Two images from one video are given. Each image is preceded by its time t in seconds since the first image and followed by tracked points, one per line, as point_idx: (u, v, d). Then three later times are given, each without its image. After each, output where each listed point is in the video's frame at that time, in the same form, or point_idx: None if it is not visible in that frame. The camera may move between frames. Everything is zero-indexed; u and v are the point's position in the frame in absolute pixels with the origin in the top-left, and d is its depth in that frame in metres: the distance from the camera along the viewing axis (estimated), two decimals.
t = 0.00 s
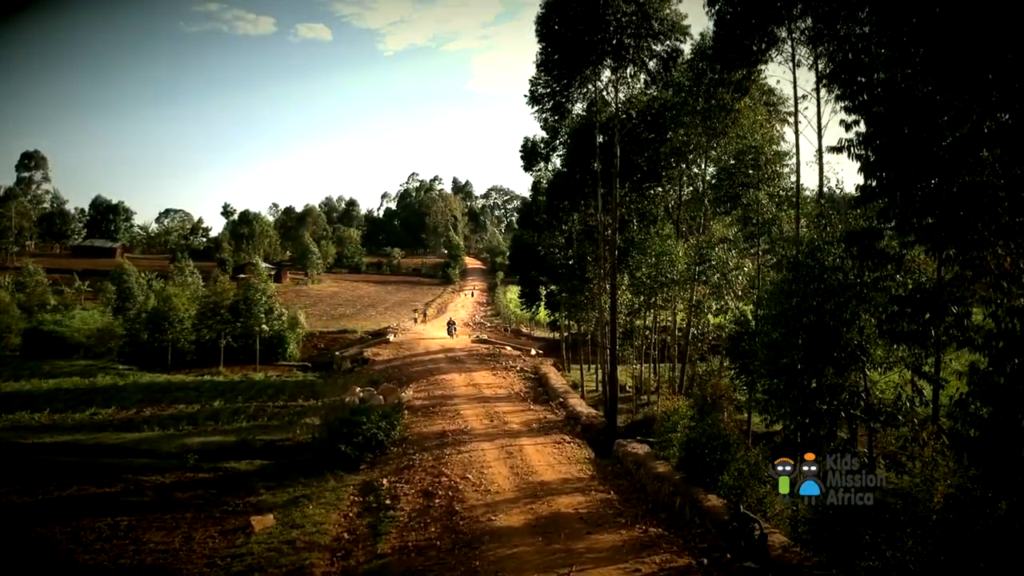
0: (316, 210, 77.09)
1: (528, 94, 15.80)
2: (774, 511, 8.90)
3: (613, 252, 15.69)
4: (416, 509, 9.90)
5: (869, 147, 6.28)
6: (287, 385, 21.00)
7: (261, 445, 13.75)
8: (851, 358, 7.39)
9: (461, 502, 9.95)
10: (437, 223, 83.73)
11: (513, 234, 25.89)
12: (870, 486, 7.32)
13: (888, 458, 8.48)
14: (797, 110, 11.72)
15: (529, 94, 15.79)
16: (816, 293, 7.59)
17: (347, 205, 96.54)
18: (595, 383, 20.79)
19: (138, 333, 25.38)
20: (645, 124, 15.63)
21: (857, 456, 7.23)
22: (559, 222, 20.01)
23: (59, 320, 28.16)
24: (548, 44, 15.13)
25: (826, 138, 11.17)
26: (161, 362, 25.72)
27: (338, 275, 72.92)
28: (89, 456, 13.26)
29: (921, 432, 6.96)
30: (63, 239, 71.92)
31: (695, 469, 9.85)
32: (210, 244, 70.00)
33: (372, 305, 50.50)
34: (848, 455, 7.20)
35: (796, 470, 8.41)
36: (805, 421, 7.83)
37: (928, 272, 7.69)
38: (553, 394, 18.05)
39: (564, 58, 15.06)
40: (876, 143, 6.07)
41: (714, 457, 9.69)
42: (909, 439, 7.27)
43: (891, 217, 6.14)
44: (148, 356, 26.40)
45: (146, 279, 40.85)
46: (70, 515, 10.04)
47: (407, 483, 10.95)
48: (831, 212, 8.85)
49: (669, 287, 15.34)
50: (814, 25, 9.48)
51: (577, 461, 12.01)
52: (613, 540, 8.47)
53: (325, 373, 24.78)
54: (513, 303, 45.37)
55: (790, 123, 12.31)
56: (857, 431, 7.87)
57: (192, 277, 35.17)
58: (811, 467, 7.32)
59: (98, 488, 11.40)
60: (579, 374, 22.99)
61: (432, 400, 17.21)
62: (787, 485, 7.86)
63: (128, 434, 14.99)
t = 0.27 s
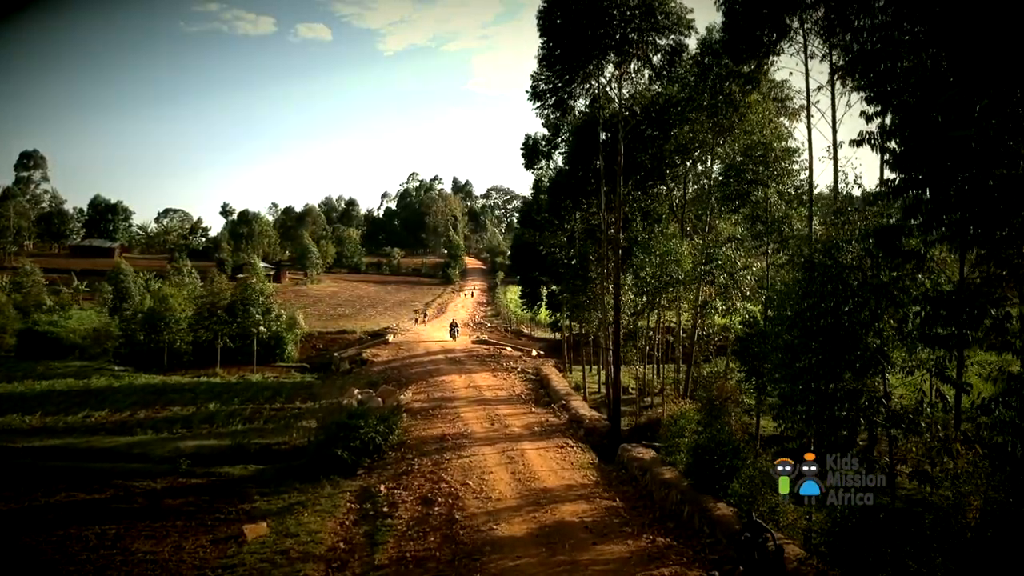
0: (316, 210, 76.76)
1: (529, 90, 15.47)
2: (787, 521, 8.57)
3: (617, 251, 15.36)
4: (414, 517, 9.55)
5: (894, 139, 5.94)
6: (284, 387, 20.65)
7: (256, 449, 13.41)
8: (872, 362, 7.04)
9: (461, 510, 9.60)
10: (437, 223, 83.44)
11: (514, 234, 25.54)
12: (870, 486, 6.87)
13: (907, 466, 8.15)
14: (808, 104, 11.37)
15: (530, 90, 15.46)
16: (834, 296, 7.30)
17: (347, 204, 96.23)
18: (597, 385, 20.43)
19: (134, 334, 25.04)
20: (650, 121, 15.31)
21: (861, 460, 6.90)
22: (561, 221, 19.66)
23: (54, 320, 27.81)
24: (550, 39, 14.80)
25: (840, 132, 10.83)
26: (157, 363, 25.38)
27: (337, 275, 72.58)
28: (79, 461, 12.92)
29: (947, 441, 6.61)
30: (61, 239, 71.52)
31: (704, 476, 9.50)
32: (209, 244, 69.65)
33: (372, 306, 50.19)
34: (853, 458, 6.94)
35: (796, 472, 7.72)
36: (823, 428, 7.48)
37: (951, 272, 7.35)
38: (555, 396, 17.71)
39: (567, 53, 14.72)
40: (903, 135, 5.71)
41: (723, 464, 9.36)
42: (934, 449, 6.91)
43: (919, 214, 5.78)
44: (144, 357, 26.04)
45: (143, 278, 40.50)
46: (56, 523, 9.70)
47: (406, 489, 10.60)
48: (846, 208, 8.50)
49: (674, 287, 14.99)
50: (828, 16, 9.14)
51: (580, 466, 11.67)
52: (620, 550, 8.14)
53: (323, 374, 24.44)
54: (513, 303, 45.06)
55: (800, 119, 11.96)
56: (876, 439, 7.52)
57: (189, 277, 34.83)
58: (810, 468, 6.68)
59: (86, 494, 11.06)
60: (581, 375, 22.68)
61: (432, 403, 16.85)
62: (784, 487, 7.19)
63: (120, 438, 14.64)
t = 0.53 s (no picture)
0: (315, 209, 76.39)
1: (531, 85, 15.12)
2: (800, 529, 8.27)
3: (621, 250, 15.03)
4: (413, 525, 9.22)
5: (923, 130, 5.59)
6: (282, 388, 20.33)
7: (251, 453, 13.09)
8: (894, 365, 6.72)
9: (461, 518, 9.27)
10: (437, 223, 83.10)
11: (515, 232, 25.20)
12: (869, 486, 7.85)
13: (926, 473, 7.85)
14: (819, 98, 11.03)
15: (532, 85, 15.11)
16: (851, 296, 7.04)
17: (347, 204, 95.85)
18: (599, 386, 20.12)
19: (130, 334, 24.70)
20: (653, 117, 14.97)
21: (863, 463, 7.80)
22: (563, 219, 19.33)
23: (49, 320, 27.43)
24: (552, 33, 14.44)
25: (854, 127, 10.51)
26: (153, 364, 25.04)
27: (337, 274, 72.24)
28: (69, 464, 12.59)
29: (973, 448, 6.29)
30: (59, 238, 70.99)
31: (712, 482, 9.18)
32: (208, 243, 69.26)
33: (371, 305, 49.86)
34: (855, 461, 7.82)
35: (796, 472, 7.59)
36: (841, 433, 7.17)
37: (975, 272, 7.03)
38: (557, 397, 17.38)
39: (569, 48, 14.37)
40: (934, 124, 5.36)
41: (733, 470, 9.04)
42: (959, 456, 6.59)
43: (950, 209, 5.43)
44: (140, 358, 25.72)
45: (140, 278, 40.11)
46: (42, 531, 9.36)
47: (404, 495, 10.27)
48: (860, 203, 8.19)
49: (678, 287, 14.69)
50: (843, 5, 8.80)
51: (584, 471, 11.34)
52: (628, 561, 7.81)
53: (321, 375, 24.09)
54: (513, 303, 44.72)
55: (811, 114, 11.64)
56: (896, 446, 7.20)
57: (186, 276, 34.46)
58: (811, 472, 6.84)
59: (75, 500, 10.73)
60: (583, 376, 22.38)
61: (432, 405, 16.53)
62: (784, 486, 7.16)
63: (113, 440, 14.31)
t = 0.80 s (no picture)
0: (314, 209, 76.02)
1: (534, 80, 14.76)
2: (814, 538, 7.92)
3: (625, 248, 14.68)
4: (412, 533, 8.86)
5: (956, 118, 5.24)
6: (279, 389, 19.96)
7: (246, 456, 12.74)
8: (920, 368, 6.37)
9: (462, 526, 8.91)
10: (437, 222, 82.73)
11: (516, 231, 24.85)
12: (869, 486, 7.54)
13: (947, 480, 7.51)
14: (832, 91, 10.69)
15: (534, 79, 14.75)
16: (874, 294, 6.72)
17: (346, 203, 95.49)
18: (602, 388, 19.75)
19: (125, 334, 24.34)
20: (658, 112, 14.65)
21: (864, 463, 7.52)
22: (565, 217, 18.97)
23: (43, 320, 27.06)
24: (555, 26, 14.08)
25: (870, 120, 10.18)
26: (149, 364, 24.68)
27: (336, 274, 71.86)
28: (58, 468, 12.24)
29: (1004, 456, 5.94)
30: (60, 238, 70.34)
31: (721, 488, 8.83)
32: (206, 243, 68.89)
33: (371, 305, 49.49)
34: (855, 460, 7.49)
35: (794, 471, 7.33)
36: (862, 439, 6.81)
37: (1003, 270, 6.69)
38: (559, 399, 17.01)
39: (572, 41, 14.01)
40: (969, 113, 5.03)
41: (744, 476, 8.68)
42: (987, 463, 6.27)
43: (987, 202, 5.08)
44: (135, 358, 25.34)
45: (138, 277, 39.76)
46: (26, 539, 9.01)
47: (403, 502, 9.91)
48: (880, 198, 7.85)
49: (684, 286, 14.33)
50: None
51: (589, 476, 10.98)
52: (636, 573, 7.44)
53: (319, 376, 23.73)
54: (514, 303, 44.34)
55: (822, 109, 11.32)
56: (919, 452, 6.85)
57: (183, 276, 34.08)
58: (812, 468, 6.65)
59: (62, 506, 10.37)
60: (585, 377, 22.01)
61: (431, 406, 16.17)
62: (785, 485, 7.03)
63: (105, 443, 13.95)
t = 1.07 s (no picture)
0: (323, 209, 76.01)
1: (545, 73, 14.32)
2: (845, 552, 7.47)
3: (639, 246, 14.24)
4: (420, 541, 8.51)
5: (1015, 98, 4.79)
6: (286, 390, 19.71)
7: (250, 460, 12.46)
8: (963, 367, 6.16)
9: (472, 534, 8.55)
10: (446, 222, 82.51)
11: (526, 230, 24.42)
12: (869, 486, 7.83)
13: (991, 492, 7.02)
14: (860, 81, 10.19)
15: (545, 73, 14.31)
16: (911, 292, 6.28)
17: (356, 203, 95.43)
18: (615, 389, 19.29)
19: (132, 334, 24.21)
20: (672, 106, 14.25)
21: (864, 462, 7.83)
22: (576, 215, 18.54)
23: (52, 321, 27.02)
24: (566, 17, 13.64)
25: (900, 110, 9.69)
26: (156, 364, 24.54)
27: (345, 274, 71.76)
28: (59, 472, 12.01)
29: None
30: (67, 238, 71.22)
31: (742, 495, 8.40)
32: (216, 243, 69.07)
33: (379, 305, 49.28)
34: (855, 459, 7.80)
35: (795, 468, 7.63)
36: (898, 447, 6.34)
37: None
38: (570, 401, 16.59)
39: (584, 33, 13.56)
40: None
41: (768, 483, 8.24)
42: None
43: None
44: (142, 358, 25.22)
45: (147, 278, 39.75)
46: (22, 547, 8.74)
47: (411, 508, 9.56)
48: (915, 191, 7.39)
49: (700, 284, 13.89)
50: None
51: (603, 482, 10.56)
52: None
53: (327, 376, 23.47)
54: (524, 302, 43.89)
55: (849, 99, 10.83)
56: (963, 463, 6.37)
57: (191, 276, 33.97)
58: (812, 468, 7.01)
59: (60, 511, 10.11)
60: (597, 378, 21.59)
61: (440, 408, 15.81)
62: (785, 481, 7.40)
63: (108, 445, 13.74)
